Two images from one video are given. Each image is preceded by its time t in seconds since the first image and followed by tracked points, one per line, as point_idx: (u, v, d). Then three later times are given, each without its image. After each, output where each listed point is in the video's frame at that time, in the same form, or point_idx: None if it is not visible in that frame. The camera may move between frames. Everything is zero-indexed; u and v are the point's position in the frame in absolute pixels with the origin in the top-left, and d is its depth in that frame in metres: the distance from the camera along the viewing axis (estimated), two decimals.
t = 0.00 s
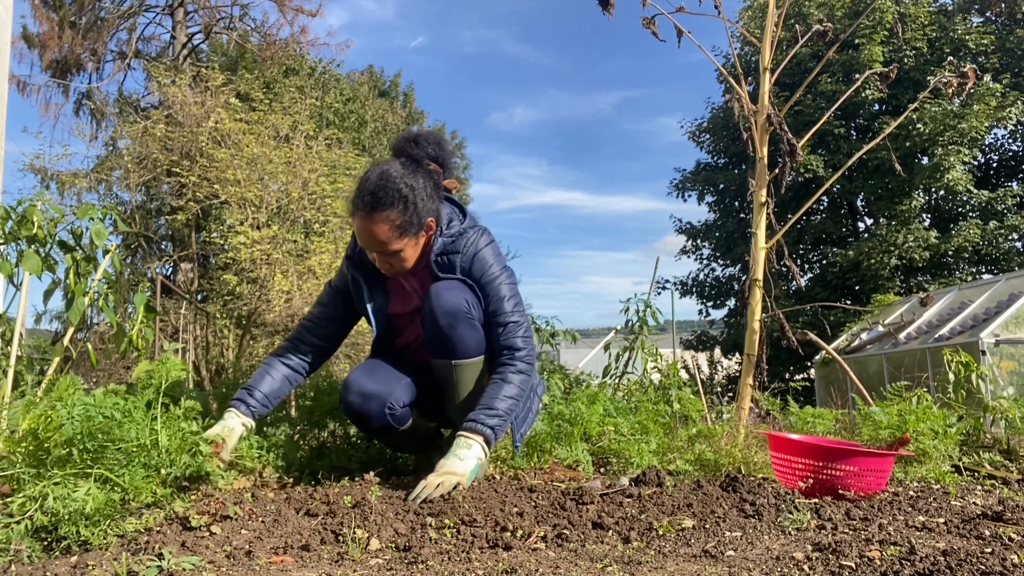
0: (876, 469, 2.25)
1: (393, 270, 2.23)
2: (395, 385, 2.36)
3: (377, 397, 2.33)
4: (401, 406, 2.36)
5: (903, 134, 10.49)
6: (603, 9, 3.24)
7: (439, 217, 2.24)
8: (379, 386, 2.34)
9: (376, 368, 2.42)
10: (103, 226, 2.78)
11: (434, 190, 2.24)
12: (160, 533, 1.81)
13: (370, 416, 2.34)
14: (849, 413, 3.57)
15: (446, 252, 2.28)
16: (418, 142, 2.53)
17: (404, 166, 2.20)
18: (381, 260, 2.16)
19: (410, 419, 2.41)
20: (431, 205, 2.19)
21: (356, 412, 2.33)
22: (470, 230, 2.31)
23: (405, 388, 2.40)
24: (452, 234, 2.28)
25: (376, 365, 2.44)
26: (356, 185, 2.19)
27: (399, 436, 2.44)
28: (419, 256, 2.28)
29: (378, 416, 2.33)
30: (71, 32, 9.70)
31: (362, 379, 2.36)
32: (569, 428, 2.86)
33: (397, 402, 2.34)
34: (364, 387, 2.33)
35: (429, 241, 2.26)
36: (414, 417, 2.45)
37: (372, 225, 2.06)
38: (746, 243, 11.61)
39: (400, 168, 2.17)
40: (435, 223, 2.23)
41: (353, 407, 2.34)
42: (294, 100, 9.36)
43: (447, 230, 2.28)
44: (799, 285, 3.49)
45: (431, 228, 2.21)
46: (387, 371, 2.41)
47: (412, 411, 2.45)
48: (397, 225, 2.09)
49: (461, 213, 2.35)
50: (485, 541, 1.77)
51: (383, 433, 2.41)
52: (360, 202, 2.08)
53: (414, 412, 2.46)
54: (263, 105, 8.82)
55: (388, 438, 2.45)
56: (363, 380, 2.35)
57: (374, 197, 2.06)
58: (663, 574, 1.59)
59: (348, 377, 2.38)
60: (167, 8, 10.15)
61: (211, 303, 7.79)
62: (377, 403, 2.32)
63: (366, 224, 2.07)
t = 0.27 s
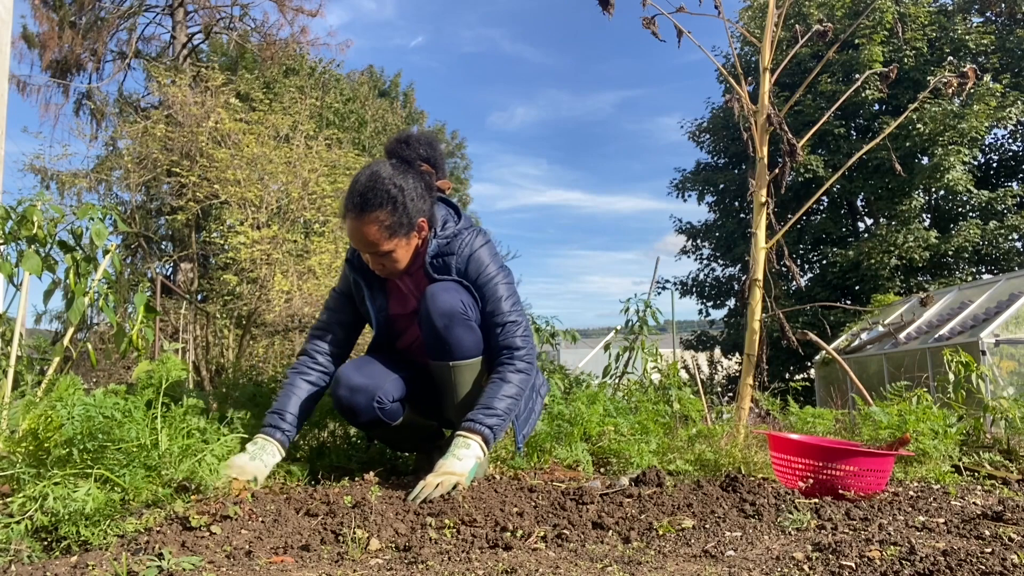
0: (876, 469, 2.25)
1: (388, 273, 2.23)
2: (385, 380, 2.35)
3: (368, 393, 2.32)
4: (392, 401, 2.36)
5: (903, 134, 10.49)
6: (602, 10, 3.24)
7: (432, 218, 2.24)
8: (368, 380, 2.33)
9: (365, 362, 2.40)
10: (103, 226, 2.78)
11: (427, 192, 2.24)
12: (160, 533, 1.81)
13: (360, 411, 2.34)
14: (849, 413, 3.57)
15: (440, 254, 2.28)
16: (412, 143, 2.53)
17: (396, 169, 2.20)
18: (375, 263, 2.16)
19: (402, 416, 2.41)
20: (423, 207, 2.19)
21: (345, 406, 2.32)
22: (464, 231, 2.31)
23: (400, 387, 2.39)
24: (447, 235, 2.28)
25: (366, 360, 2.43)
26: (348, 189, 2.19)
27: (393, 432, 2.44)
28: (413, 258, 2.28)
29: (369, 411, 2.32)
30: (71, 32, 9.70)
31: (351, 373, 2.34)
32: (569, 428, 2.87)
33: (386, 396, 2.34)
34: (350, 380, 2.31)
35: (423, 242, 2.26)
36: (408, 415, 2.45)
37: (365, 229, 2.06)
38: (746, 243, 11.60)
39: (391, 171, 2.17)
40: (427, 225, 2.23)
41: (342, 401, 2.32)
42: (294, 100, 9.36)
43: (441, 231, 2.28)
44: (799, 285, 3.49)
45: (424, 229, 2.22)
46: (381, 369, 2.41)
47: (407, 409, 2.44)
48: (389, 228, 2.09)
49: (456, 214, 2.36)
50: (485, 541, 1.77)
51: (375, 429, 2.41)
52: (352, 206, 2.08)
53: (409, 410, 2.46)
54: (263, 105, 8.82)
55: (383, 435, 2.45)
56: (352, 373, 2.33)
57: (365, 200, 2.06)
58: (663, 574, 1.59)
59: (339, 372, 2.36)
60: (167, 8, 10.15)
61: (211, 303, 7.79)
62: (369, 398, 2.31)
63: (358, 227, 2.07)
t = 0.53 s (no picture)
0: (876, 469, 2.25)
1: (397, 270, 2.23)
2: (391, 378, 2.35)
3: (372, 389, 2.31)
4: (397, 399, 2.35)
5: (904, 134, 10.49)
6: (602, 9, 3.24)
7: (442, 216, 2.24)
8: (374, 378, 2.32)
9: (371, 360, 2.40)
10: (103, 226, 2.78)
11: (438, 190, 2.24)
12: (160, 533, 1.81)
13: (365, 409, 2.32)
14: (849, 413, 3.56)
15: (448, 253, 2.28)
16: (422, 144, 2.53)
17: (409, 166, 2.21)
18: (384, 259, 2.16)
19: (406, 414, 2.41)
20: (435, 204, 2.19)
21: (350, 404, 2.31)
22: (473, 231, 2.31)
23: (404, 384, 2.39)
24: (455, 235, 2.28)
25: (372, 358, 2.42)
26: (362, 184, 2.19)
27: (394, 430, 2.43)
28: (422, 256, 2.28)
29: (374, 408, 2.31)
30: (71, 32, 9.70)
31: (357, 369, 2.34)
32: (570, 428, 2.87)
33: (392, 394, 2.33)
34: (357, 378, 2.31)
35: (433, 240, 2.26)
36: (411, 414, 2.45)
37: (377, 224, 2.06)
38: (746, 243, 11.60)
39: (405, 169, 2.17)
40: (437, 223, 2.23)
41: (348, 399, 2.32)
42: (294, 100, 9.36)
43: (450, 230, 2.28)
44: (799, 285, 3.48)
45: (434, 227, 2.22)
46: (385, 366, 2.40)
47: (410, 406, 2.44)
48: (402, 223, 2.09)
49: (465, 213, 2.36)
50: (485, 541, 1.77)
51: (378, 426, 2.40)
52: (366, 201, 2.08)
53: (411, 408, 2.46)
54: (263, 105, 8.82)
55: (384, 433, 2.45)
56: (358, 371, 2.33)
57: (379, 195, 2.07)
58: (663, 574, 1.59)
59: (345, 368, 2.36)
60: (167, 8, 10.16)
61: (211, 303, 7.79)
62: (373, 395, 2.30)
63: (370, 222, 2.07)
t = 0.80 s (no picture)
0: (876, 469, 2.25)
1: (393, 268, 2.23)
2: (391, 379, 2.35)
3: (373, 389, 2.31)
4: (397, 400, 2.36)
5: (904, 134, 10.49)
6: (602, 10, 3.24)
7: (434, 214, 2.24)
8: (375, 377, 2.32)
9: (370, 360, 2.40)
10: (103, 226, 2.78)
11: (429, 189, 2.25)
12: (160, 533, 1.81)
13: (365, 409, 2.32)
14: (849, 413, 3.57)
15: (442, 251, 2.29)
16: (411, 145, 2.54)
17: (398, 164, 2.21)
18: (381, 259, 2.16)
19: (406, 414, 2.42)
20: (426, 201, 2.20)
21: (350, 404, 2.31)
22: (467, 230, 2.32)
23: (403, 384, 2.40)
24: (449, 234, 2.28)
25: (371, 359, 2.42)
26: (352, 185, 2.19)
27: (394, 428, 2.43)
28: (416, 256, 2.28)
29: (375, 408, 2.31)
30: (71, 32, 9.71)
31: (358, 369, 2.33)
32: (569, 428, 2.87)
33: (393, 395, 2.34)
34: (358, 378, 2.31)
35: (426, 239, 2.26)
36: (411, 415, 2.45)
37: (373, 221, 2.06)
38: (746, 243, 11.60)
39: (396, 165, 2.18)
40: (430, 222, 2.24)
41: (349, 399, 2.31)
42: (294, 100, 9.36)
43: (444, 229, 2.29)
44: (799, 285, 3.48)
45: (427, 223, 2.23)
46: (384, 366, 2.40)
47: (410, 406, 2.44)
48: (398, 220, 2.10)
49: (458, 214, 2.36)
50: (485, 541, 1.77)
51: (377, 426, 2.40)
52: (357, 200, 2.09)
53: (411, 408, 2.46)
54: (263, 105, 8.82)
55: (385, 433, 2.45)
56: (358, 371, 2.33)
57: (372, 193, 2.07)
58: (663, 574, 1.59)
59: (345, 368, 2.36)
60: (167, 8, 10.15)
61: (211, 303, 7.79)
62: (374, 395, 2.30)
63: (364, 220, 2.07)
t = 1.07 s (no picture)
0: (877, 469, 2.25)
1: (392, 269, 2.23)
2: (387, 377, 2.34)
3: (368, 389, 2.31)
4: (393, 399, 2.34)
5: (904, 134, 10.49)
6: (602, 9, 3.24)
7: (432, 215, 2.25)
8: (370, 377, 2.32)
9: (366, 359, 2.41)
10: (103, 226, 2.78)
11: (427, 189, 2.25)
12: (160, 533, 1.81)
13: (361, 409, 2.31)
14: (849, 413, 3.57)
15: (437, 252, 2.29)
16: (411, 143, 2.54)
17: (398, 165, 2.20)
18: (380, 260, 2.16)
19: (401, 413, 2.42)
20: (426, 202, 2.20)
21: (347, 404, 2.31)
22: (462, 230, 2.32)
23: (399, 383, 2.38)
24: (444, 235, 2.29)
25: (367, 358, 2.42)
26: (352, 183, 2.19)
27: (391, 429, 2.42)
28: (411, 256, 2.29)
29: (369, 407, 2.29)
30: (71, 32, 9.71)
31: (353, 370, 2.34)
32: (569, 428, 2.87)
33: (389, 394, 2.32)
34: (354, 379, 2.31)
35: (424, 239, 2.26)
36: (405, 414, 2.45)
37: (373, 222, 2.07)
38: (746, 243, 11.60)
39: (393, 165, 2.18)
40: (428, 222, 2.24)
41: (343, 399, 2.32)
42: (294, 100, 9.36)
43: (440, 230, 2.29)
44: (799, 285, 3.48)
45: (426, 224, 2.23)
46: (380, 365, 2.40)
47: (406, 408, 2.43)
48: (398, 221, 2.10)
49: (455, 214, 2.36)
50: (485, 541, 1.77)
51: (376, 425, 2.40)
52: (357, 201, 2.08)
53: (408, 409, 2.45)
54: (263, 105, 8.82)
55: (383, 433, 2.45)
56: (354, 371, 2.33)
57: (372, 194, 2.07)
58: (663, 574, 1.59)
59: (341, 368, 2.36)
60: (167, 8, 10.16)
61: (211, 303, 7.79)
62: (368, 394, 2.30)
63: (364, 221, 2.07)
